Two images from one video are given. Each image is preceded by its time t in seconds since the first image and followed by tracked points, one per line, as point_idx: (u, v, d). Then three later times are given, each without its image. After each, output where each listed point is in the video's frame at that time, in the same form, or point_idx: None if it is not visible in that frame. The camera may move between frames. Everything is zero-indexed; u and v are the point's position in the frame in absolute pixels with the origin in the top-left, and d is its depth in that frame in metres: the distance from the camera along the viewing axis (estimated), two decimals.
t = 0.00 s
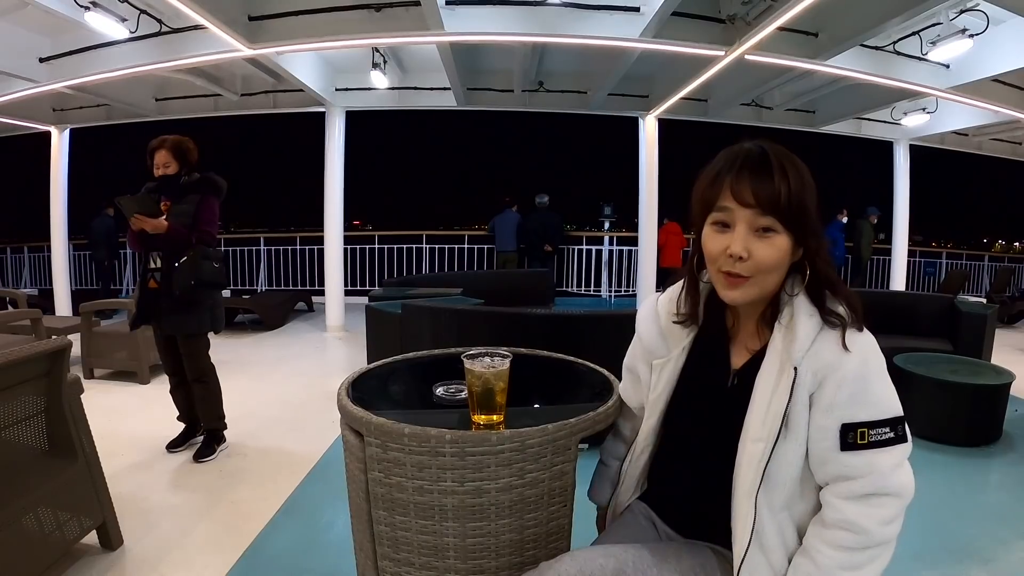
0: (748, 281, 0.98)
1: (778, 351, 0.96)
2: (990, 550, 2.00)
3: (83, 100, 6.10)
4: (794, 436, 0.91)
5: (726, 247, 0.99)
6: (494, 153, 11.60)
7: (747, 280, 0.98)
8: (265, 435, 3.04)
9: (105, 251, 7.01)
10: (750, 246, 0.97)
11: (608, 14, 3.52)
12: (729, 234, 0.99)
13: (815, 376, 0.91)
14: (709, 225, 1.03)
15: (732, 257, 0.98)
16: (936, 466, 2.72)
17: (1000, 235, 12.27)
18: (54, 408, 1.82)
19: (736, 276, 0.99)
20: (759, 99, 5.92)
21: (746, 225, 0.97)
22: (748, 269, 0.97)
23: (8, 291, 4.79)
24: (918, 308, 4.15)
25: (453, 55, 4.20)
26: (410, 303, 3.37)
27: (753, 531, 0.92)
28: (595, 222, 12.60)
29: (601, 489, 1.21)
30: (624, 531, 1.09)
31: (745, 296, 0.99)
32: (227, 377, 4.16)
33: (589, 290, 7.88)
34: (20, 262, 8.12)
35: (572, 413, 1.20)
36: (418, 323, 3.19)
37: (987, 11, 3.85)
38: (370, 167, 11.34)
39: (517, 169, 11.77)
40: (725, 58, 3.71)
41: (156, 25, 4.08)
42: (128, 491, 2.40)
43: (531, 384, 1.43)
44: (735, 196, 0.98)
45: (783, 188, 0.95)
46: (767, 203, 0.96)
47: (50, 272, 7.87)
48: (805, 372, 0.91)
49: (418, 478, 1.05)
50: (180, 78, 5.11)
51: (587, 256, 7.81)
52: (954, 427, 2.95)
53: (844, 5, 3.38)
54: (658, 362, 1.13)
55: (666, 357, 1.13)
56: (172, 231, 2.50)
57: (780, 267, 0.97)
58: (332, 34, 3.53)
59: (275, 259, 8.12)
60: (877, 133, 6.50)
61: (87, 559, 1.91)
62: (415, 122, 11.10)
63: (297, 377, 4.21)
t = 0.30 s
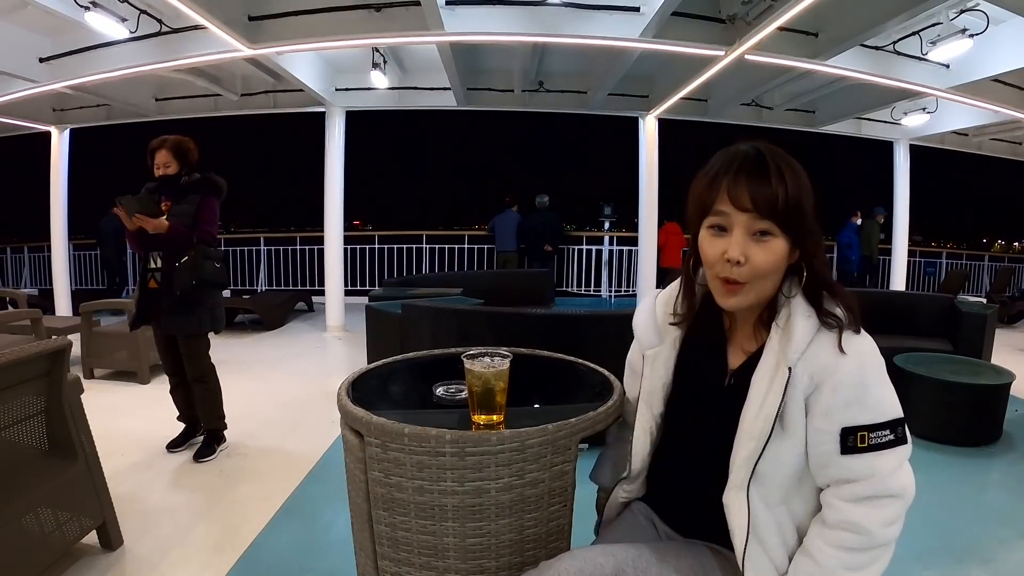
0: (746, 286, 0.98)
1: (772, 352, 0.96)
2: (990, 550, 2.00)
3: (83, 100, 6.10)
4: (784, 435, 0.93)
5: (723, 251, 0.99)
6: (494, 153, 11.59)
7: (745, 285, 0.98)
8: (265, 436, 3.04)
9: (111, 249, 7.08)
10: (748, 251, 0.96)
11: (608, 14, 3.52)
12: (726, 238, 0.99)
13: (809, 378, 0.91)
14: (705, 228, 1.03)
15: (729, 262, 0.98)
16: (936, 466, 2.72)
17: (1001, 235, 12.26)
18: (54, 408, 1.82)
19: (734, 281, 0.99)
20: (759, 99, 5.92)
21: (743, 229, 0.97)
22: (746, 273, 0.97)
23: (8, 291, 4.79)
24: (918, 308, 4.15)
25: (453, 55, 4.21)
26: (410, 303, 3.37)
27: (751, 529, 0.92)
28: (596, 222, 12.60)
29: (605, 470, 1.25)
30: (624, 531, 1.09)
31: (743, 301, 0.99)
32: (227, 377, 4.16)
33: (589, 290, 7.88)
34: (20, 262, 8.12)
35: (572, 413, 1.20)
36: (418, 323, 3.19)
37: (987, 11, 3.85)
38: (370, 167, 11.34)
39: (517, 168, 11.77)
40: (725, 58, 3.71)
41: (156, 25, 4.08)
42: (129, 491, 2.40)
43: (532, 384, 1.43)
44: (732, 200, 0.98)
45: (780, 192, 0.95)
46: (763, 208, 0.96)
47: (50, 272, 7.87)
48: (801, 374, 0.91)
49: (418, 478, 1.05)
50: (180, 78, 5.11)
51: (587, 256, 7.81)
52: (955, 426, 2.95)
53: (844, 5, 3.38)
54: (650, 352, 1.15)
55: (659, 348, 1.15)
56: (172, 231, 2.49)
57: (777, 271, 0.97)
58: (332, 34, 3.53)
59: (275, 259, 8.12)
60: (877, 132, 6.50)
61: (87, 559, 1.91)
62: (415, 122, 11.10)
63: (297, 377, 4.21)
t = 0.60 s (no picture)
0: (746, 286, 0.98)
1: (771, 349, 0.97)
2: (989, 550, 2.00)
3: (83, 100, 6.10)
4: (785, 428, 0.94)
5: (723, 252, 0.98)
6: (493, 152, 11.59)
7: (745, 284, 0.98)
8: (265, 435, 3.04)
9: (120, 249, 7.22)
10: (747, 252, 0.96)
11: (607, 14, 3.52)
12: (726, 239, 0.99)
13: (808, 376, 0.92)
14: (704, 229, 1.03)
15: (729, 262, 0.98)
16: (936, 466, 2.72)
17: (1001, 236, 12.25)
18: (54, 408, 1.82)
19: (734, 281, 0.99)
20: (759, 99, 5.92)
21: (743, 230, 0.97)
22: (746, 275, 0.97)
23: (9, 291, 4.79)
24: (918, 307, 4.15)
25: (454, 55, 4.21)
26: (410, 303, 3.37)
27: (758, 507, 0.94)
28: (595, 222, 12.60)
29: (617, 452, 1.22)
30: (626, 531, 1.07)
31: (742, 301, 0.99)
32: (227, 377, 4.16)
33: (589, 290, 7.88)
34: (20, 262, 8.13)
35: (572, 412, 1.20)
36: (418, 323, 3.19)
37: (987, 11, 3.85)
38: (370, 167, 11.34)
39: (517, 168, 11.77)
40: (725, 58, 3.72)
41: (156, 25, 4.09)
42: (129, 491, 2.40)
43: (532, 384, 1.43)
44: (732, 201, 0.98)
45: (779, 192, 0.95)
46: (764, 208, 0.96)
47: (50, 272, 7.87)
48: (799, 372, 0.93)
49: (419, 477, 1.05)
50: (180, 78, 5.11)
51: (587, 256, 7.82)
52: (954, 426, 2.95)
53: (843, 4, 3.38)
54: (649, 344, 1.16)
55: (657, 339, 1.15)
56: (172, 231, 2.49)
57: (777, 271, 0.98)
58: (332, 34, 3.53)
59: (275, 259, 8.13)
60: (877, 132, 6.50)
61: (86, 559, 1.91)
62: (414, 121, 11.09)
63: (297, 376, 4.21)
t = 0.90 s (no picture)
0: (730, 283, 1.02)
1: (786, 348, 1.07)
2: (991, 550, 2.00)
3: (84, 100, 6.10)
4: (793, 444, 1.03)
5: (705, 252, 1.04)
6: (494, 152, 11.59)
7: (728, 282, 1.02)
8: (265, 436, 3.04)
9: (109, 250, 7.03)
10: (728, 251, 1.02)
11: (608, 14, 3.52)
12: (709, 241, 1.04)
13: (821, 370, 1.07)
14: (688, 236, 1.08)
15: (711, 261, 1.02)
16: (937, 467, 2.72)
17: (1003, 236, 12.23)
18: (55, 408, 1.82)
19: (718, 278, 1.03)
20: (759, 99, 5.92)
21: (723, 231, 1.03)
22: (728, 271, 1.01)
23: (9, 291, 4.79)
24: (918, 308, 4.15)
25: (453, 55, 4.20)
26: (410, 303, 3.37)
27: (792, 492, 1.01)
28: (596, 223, 12.58)
29: (619, 456, 1.11)
30: (641, 532, 1.10)
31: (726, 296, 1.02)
32: (227, 377, 4.16)
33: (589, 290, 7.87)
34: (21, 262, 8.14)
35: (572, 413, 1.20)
36: (418, 323, 3.20)
37: (987, 11, 3.85)
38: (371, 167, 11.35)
39: (517, 169, 11.76)
40: (726, 58, 3.72)
41: (156, 25, 4.09)
42: (129, 491, 2.40)
43: (532, 385, 1.43)
44: (712, 207, 1.05)
45: (753, 199, 1.04)
46: (741, 213, 1.03)
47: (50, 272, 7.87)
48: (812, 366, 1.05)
49: (419, 477, 1.05)
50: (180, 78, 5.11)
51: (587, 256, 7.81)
52: (955, 427, 2.94)
53: (844, 4, 3.38)
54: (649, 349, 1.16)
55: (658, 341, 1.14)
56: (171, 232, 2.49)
57: (757, 269, 1.03)
58: (332, 34, 3.53)
59: (275, 259, 8.12)
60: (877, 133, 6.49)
61: (87, 559, 1.91)
62: (415, 122, 11.09)
63: (298, 376, 4.21)
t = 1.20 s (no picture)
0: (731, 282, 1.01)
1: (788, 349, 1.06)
2: (992, 550, 1.99)
3: (84, 100, 6.10)
4: (794, 444, 1.02)
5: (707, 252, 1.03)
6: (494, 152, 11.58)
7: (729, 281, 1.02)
8: (265, 436, 3.04)
9: (103, 250, 7.02)
10: (729, 250, 1.01)
11: (608, 14, 3.53)
12: (710, 241, 1.04)
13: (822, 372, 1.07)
14: (689, 235, 1.08)
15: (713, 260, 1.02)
16: (937, 467, 2.72)
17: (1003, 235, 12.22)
18: (55, 409, 1.82)
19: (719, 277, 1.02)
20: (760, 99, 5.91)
21: (724, 231, 1.03)
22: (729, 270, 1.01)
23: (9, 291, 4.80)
24: (919, 307, 4.14)
25: (454, 55, 4.20)
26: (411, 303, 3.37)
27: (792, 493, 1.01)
28: (596, 223, 12.58)
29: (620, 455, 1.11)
30: (640, 531, 1.10)
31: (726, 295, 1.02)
32: (228, 377, 4.17)
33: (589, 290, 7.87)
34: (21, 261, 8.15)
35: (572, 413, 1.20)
36: (419, 323, 3.20)
37: (988, 11, 3.85)
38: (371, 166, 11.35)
39: (517, 168, 11.76)
40: (726, 58, 3.71)
41: (157, 25, 4.09)
42: (129, 491, 2.40)
43: (531, 385, 1.43)
44: (714, 207, 1.05)
45: (756, 200, 1.04)
46: (744, 213, 1.03)
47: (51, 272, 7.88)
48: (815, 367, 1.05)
49: (420, 477, 1.04)
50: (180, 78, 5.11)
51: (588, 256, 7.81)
52: (956, 426, 2.94)
53: (844, 4, 3.38)
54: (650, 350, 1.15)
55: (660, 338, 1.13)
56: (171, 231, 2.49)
57: (758, 269, 1.03)
58: (333, 34, 3.53)
59: (275, 259, 8.12)
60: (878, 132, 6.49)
61: (88, 559, 1.91)
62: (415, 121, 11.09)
63: (298, 376, 4.21)
